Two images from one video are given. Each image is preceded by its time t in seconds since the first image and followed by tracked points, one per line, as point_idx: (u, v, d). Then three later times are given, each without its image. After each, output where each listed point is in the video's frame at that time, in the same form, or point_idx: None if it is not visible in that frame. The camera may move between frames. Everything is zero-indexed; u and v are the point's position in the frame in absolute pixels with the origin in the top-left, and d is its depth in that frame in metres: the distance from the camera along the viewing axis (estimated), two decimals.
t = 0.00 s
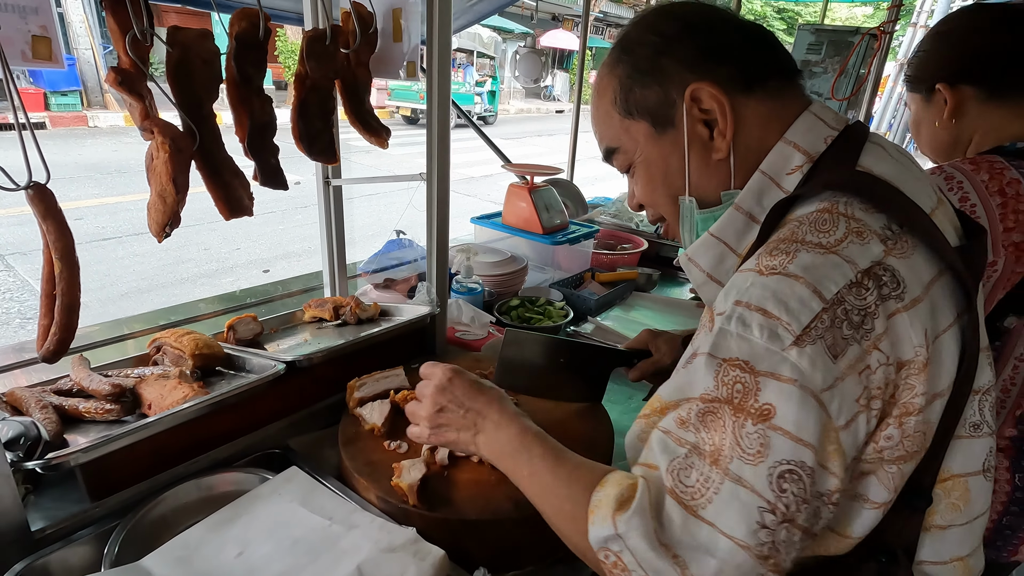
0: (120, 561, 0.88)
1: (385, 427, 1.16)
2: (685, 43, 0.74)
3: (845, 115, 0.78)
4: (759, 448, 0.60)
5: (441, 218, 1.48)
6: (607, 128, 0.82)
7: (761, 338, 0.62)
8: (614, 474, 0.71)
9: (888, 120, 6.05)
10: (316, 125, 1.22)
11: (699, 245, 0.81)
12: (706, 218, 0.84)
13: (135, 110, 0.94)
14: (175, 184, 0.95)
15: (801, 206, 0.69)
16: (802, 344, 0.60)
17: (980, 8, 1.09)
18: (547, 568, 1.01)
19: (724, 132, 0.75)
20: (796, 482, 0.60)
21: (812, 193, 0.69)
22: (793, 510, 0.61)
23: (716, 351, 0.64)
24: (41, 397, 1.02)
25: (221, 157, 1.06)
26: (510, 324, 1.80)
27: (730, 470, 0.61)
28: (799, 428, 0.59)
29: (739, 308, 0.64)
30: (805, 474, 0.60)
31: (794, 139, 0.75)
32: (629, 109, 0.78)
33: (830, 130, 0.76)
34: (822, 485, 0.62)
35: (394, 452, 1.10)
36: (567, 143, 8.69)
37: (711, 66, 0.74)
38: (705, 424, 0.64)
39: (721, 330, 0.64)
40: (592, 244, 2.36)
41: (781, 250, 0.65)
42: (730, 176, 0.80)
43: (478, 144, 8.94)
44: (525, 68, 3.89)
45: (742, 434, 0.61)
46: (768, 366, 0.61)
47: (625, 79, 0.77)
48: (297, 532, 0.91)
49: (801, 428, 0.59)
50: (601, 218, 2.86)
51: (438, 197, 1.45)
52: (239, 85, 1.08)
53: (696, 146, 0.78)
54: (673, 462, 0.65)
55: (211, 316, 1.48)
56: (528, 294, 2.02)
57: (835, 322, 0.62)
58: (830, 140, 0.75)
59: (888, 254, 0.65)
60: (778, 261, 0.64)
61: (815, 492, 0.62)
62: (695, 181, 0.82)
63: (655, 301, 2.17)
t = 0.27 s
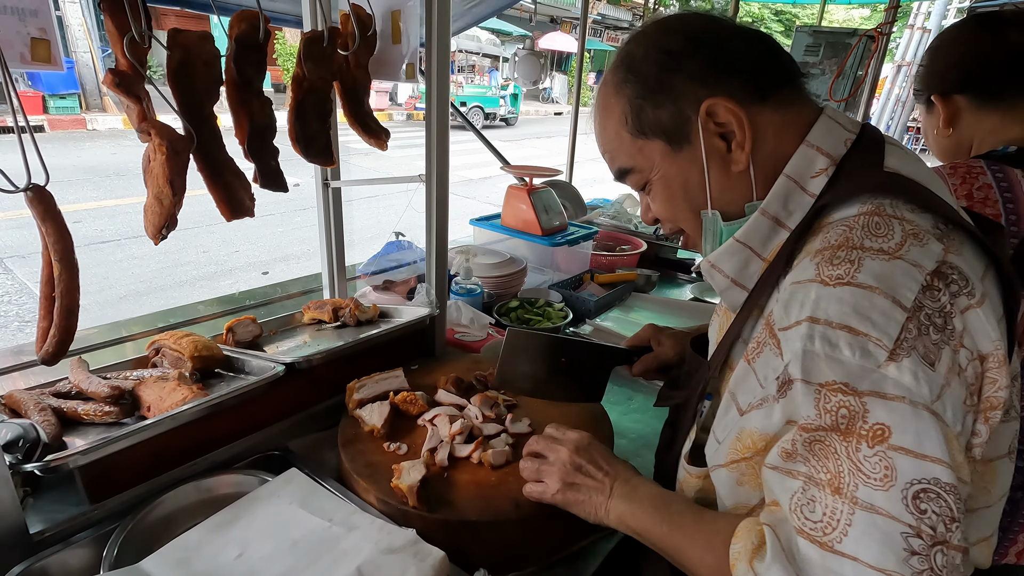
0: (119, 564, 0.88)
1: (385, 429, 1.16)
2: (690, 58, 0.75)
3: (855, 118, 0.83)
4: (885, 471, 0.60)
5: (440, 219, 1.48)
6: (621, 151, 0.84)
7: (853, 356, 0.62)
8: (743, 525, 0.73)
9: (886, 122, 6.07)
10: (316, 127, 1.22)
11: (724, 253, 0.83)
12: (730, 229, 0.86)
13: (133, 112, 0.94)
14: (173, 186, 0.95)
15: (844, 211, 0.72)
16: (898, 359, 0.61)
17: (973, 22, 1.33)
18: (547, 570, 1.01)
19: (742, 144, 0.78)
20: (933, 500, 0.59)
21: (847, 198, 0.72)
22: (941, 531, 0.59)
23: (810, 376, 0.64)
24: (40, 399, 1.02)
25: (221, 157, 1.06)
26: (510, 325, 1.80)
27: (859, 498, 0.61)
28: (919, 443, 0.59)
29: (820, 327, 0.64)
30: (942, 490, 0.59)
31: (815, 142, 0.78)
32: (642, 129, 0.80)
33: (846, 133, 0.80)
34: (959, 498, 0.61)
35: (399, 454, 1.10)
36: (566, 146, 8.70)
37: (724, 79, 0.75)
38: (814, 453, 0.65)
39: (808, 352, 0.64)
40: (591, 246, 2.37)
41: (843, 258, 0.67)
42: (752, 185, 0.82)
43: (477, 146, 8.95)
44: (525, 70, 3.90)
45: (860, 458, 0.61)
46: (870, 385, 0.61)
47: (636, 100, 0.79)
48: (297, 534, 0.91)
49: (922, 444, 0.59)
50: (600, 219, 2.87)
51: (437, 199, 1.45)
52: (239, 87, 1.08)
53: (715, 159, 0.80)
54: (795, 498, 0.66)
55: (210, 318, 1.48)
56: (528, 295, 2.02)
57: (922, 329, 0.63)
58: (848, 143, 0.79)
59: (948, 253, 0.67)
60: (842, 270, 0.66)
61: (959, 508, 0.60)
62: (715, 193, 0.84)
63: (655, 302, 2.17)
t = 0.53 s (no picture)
0: (116, 564, 0.88)
1: (383, 429, 1.16)
2: (715, 72, 0.74)
3: (877, 126, 0.84)
4: (939, 495, 0.60)
5: (437, 219, 1.48)
6: (641, 168, 0.82)
7: (923, 379, 0.62)
8: (773, 539, 0.75)
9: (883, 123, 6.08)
10: (313, 129, 1.23)
11: (755, 267, 0.84)
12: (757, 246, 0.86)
13: (132, 113, 0.93)
14: (173, 187, 0.95)
15: (891, 225, 0.74)
16: (966, 382, 0.61)
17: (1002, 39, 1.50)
18: (545, 570, 1.01)
19: (772, 161, 0.77)
20: (983, 520, 0.60)
21: (893, 212, 0.73)
22: (984, 548, 0.60)
23: (876, 400, 0.64)
24: (38, 401, 1.02)
25: (222, 161, 1.06)
26: (508, 326, 1.80)
27: (911, 519, 0.62)
28: (976, 465, 0.59)
29: (885, 347, 0.65)
30: (990, 510, 0.60)
31: (848, 153, 0.79)
32: (664, 146, 0.78)
33: (876, 141, 0.81)
34: (1001, 513, 0.62)
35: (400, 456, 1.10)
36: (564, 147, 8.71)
37: (749, 92, 0.74)
38: (866, 473, 0.66)
39: (873, 373, 0.64)
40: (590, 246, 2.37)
41: (904, 276, 0.67)
42: (781, 201, 0.82)
43: (476, 147, 8.96)
44: (523, 71, 3.91)
45: (915, 481, 0.62)
46: (936, 409, 0.61)
47: (659, 117, 0.77)
48: (294, 534, 0.91)
49: (978, 466, 0.59)
50: (598, 220, 2.88)
51: (435, 200, 1.46)
52: (240, 88, 1.09)
53: (744, 177, 0.79)
54: (842, 516, 0.67)
55: (208, 319, 1.48)
56: (526, 296, 2.03)
57: (986, 350, 0.63)
58: (877, 151, 0.81)
59: (1004, 269, 0.67)
60: (904, 289, 0.66)
61: (998, 522, 0.62)
62: (744, 211, 0.83)
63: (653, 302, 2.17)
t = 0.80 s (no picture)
0: (115, 563, 0.88)
1: (382, 428, 1.16)
2: (745, 83, 0.72)
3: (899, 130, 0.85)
4: (970, 508, 0.61)
5: (436, 218, 1.48)
6: (663, 178, 0.81)
7: (960, 396, 0.62)
8: (795, 548, 0.76)
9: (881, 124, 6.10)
10: (313, 129, 1.23)
11: (778, 275, 0.85)
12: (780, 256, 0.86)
13: (133, 113, 0.94)
14: (174, 186, 0.96)
15: (921, 235, 0.75)
16: (1003, 399, 0.61)
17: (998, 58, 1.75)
18: (544, 568, 1.02)
19: (800, 173, 0.77)
20: (1011, 533, 0.60)
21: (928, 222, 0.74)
22: (1010, 560, 0.61)
23: (913, 417, 0.64)
24: (37, 400, 1.02)
25: (220, 161, 1.06)
26: (507, 325, 1.80)
27: (940, 532, 0.62)
28: (1009, 482, 0.60)
29: (922, 364, 0.65)
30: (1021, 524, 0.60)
31: (876, 159, 0.79)
32: (689, 158, 0.77)
33: (901, 146, 0.82)
34: None
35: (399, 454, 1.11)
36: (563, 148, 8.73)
37: (779, 104, 0.73)
38: (896, 486, 0.66)
39: (911, 389, 0.65)
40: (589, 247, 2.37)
41: (941, 291, 0.68)
42: (806, 210, 0.82)
43: (475, 148, 8.97)
44: (522, 71, 3.92)
45: (945, 495, 0.62)
46: (971, 425, 0.62)
47: (685, 128, 0.75)
48: (293, 533, 0.91)
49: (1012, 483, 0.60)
50: (597, 220, 2.88)
51: (433, 199, 1.46)
52: (239, 89, 1.09)
53: (770, 188, 0.79)
54: (869, 527, 0.67)
55: (207, 319, 1.48)
56: (525, 296, 2.03)
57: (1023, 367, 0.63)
58: (902, 156, 0.81)
59: None
60: (942, 305, 0.67)
61: None
62: (768, 222, 0.83)
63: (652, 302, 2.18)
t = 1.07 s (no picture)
0: (114, 562, 0.88)
1: (382, 427, 1.16)
2: (762, 82, 0.72)
3: (913, 132, 0.85)
4: (985, 515, 0.61)
5: (436, 218, 1.48)
6: (675, 178, 0.80)
7: (975, 404, 0.62)
8: (806, 553, 0.76)
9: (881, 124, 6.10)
10: (314, 128, 1.23)
11: (789, 275, 0.85)
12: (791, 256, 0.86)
13: (131, 113, 0.94)
14: (172, 186, 0.95)
15: (934, 238, 0.75)
16: (1019, 407, 0.61)
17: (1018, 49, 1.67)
18: (544, 567, 1.02)
19: (813, 173, 0.77)
20: None
21: (941, 225, 0.74)
22: None
23: (929, 424, 0.64)
24: (37, 400, 1.02)
25: (217, 161, 1.06)
26: (507, 325, 1.80)
27: (955, 539, 0.62)
28: None
29: (937, 372, 0.65)
30: None
31: (890, 161, 0.79)
32: (704, 157, 0.77)
33: (914, 148, 0.82)
34: None
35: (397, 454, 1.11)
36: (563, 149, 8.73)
37: (794, 103, 0.74)
38: (910, 493, 0.66)
39: (926, 397, 0.65)
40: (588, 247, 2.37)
41: (957, 299, 0.68)
42: (818, 210, 0.82)
43: (474, 149, 8.97)
44: (521, 71, 3.92)
45: (959, 502, 0.62)
46: (986, 432, 0.62)
47: (699, 126, 0.75)
48: (292, 532, 0.91)
49: None
50: (597, 221, 2.88)
51: (433, 200, 1.46)
52: (235, 88, 1.08)
53: (784, 189, 0.79)
54: (883, 533, 0.68)
55: (207, 319, 1.48)
56: (525, 296, 2.03)
57: None
58: (914, 158, 0.81)
59: None
60: (959, 312, 0.67)
61: None
62: (781, 223, 0.82)
63: (652, 302, 2.18)
